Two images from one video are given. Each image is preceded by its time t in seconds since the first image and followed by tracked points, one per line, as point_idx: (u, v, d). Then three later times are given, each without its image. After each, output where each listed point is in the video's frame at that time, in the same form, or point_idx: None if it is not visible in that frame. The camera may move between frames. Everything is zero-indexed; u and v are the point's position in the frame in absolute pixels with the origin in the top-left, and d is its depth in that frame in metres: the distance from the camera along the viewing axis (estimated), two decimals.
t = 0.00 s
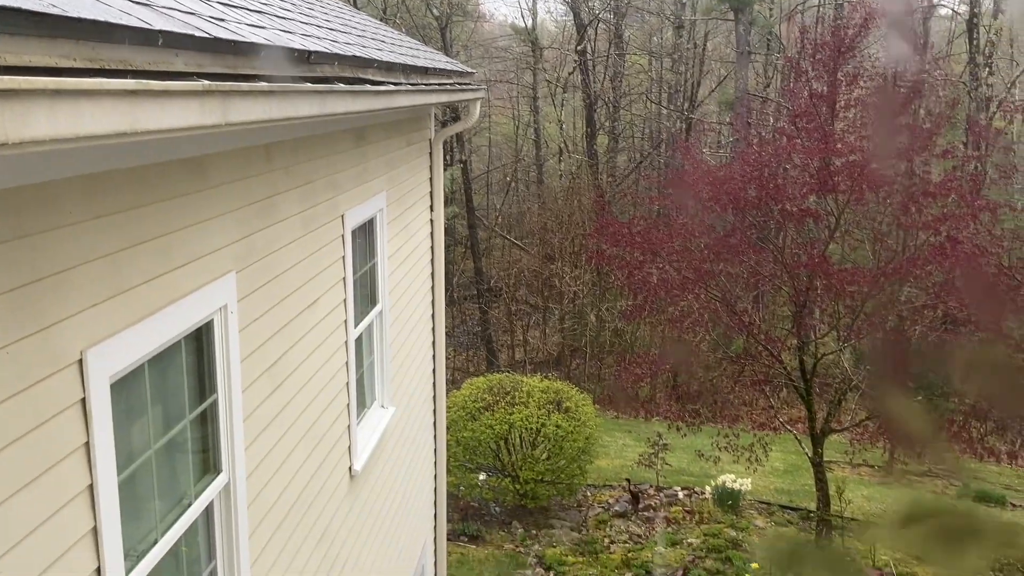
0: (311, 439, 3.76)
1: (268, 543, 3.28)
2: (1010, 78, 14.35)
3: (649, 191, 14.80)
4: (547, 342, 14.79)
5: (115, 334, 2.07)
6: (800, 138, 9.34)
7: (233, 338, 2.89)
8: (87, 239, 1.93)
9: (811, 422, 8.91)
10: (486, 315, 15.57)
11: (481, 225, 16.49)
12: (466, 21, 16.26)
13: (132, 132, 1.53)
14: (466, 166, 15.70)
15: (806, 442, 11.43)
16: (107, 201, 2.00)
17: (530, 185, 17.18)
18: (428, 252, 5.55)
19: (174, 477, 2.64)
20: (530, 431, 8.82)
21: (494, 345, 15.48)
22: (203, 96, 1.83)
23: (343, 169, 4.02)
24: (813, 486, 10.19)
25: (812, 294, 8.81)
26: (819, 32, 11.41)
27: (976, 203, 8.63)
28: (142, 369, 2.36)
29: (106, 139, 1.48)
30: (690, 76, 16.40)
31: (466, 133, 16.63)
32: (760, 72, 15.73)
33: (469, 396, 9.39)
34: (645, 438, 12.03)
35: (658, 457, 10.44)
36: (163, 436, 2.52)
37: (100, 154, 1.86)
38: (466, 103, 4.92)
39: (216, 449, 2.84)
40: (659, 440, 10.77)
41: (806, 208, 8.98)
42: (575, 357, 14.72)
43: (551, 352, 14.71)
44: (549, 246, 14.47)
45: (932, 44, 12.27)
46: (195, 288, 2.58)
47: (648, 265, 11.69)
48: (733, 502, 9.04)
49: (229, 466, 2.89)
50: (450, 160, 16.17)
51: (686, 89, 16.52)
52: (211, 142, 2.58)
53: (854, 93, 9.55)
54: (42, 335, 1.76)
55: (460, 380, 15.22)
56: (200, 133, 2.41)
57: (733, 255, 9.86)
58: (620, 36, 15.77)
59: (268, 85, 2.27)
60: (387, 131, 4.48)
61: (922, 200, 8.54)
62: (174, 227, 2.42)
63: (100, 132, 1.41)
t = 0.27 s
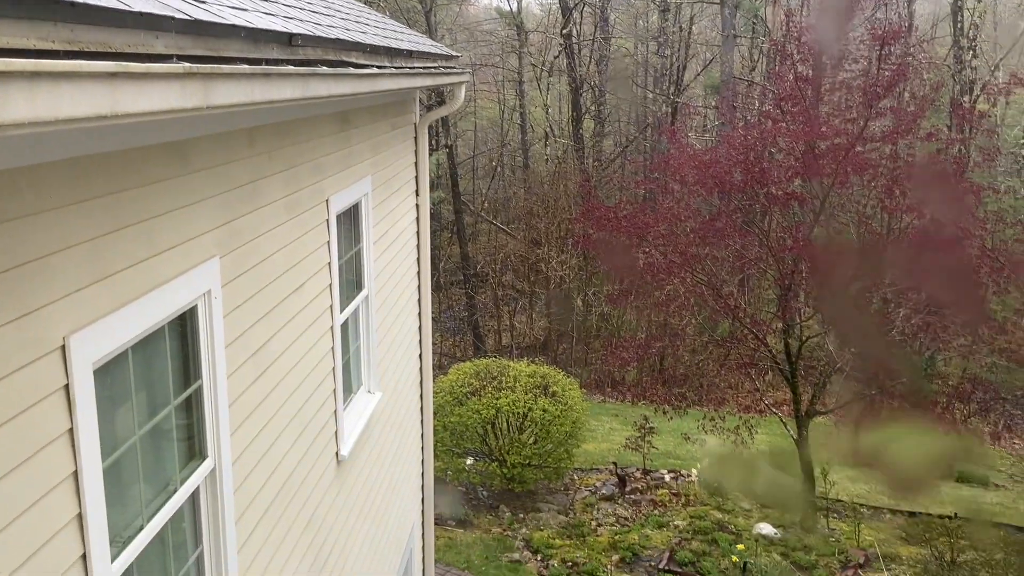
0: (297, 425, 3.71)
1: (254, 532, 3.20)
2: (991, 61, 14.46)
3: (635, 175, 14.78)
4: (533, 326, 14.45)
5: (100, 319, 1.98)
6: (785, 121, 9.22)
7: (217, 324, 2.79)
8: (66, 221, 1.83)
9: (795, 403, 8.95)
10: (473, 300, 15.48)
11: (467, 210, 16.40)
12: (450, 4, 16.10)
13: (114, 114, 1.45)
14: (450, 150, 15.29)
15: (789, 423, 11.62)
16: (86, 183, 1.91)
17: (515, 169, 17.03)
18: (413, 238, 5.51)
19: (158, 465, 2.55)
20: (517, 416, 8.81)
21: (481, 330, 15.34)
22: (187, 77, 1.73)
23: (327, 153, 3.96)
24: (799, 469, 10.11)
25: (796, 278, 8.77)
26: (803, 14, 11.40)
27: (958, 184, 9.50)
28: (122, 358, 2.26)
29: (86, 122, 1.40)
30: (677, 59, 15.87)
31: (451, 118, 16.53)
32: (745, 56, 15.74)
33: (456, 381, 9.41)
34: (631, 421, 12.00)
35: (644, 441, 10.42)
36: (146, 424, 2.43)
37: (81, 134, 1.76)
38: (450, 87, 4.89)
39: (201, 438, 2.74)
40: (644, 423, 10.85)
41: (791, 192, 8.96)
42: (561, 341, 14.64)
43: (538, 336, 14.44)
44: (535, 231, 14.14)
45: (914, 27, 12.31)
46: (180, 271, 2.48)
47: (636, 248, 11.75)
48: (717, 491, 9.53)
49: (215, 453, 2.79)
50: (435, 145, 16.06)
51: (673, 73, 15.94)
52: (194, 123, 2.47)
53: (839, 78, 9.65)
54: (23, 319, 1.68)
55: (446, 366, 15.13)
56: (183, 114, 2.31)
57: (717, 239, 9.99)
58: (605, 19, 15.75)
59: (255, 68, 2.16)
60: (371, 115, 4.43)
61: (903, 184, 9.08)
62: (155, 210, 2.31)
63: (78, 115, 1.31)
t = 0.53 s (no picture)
0: (285, 412, 3.69)
1: (243, 519, 3.19)
2: (974, 45, 14.54)
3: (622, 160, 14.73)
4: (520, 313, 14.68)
5: (83, 307, 1.96)
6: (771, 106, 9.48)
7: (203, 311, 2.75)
8: (48, 208, 1.80)
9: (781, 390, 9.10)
10: (461, 286, 15.37)
11: (454, 196, 16.27)
12: None
13: (94, 98, 1.43)
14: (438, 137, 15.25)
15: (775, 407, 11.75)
16: (68, 170, 1.87)
17: (503, 156, 16.75)
18: (400, 225, 5.49)
19: (146, 454, 2.52)
20: (505, 402, 8.81)
21: (469, 316, 15.33)
22: (168, 63, 1.70)
23: (312, 139, 3.92)
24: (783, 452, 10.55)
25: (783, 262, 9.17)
26: None
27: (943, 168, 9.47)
28: (107, 346, 2.22)
29: (65, 106, 1.38)
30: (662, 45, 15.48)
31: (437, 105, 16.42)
32: (731, 41, 15.73)
33: (443, 367, 9.42)
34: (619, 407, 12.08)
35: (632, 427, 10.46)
36: (133, 412, 2.40)
37: (62, 119, 1.72)
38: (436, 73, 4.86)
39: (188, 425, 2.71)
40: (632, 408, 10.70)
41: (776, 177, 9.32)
42: (549, 327, 14.55)
43: (525, 322, 14.62)
44: (523, 217, 14.24)
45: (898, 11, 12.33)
46: (165, 259, 2.45)
47: (621, 236, 11.63)
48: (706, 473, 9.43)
49: (202, 440, 2.76)
50: (421, 131, 15.92)
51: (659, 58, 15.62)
52: (177, 108, 2.42)
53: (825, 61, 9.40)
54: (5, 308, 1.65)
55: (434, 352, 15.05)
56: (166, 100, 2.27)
57: (704, 223, 9.74)
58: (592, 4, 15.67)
59: (237, 52, 2.13)
60: (355, 101, 4.40)
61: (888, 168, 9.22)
62: (139, 196, 2.27)
63: (56, 100, 1.29)
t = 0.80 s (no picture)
0: (272, 401, 3.67)
1: (232, 506, 3.18)
2: (960, 31, 14.56)
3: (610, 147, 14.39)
4: (510, 300, 14.25)
5: (67, 296, 1.93)
6: (759, 92, 9.80)
7: (190, 299, 2.72)
8: (30, 196, 1.77)
9: (769, 372, 9.02)
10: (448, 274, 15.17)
11: (441, 183, 16.13)
12: None
13: (75, 84, 1.40)
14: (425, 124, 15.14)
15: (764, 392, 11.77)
16: (49, 158, 1.85)
17: (490, 143, 16.70)
18: (387, 212, 5.48)
19: (133, 443, 2.50)
20: (494, 388, 8.83)
21: (457, 304, 15.11)
22: (151, 47, 1.67)
23: (297, 126, 3.89)
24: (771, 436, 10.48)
25: (769, 245, 9.65)
26: None
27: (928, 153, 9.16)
28: (91, 335, 2.20)
29: (43, 93, 1.35)
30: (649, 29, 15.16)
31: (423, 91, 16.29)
32: (719, 27, 15.67)
33: (432, 355, 9.38)
34: (608, 393, 12.02)
35: (621, 412, 10.50)
36: (119, 401, 2.39)
37: (43, 106, 1.70)
38: (423, 59, 4.84)
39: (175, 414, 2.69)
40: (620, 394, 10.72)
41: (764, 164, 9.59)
42: (537, 315, 14.23)
43: (514, 309, 14.21)
44: (509, 203, 14.01)
45: None
46: (150, 247, 2.42)
47: (608, 222, 11.02)
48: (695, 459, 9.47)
49: (189, 428, 2.74)
50: (408, 118, 15.78)
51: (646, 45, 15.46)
52: (161, 93, 2.39)
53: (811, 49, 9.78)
54: None
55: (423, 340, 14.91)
56: (149, 87, 2.24)
57: (692, 210, 9.73)
58: None
59: (223, 37, 2.08)
60: (341, 87, 4.37)
61: (875, 153, 9.16)
62: (123, 184, 2.24)
63: (37, 87, 1.27)
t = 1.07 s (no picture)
0: (262, 390, 3.67)
1: (221, 496, 3.16)
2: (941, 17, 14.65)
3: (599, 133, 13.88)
4: (498, 289, 13.94)
5: (53, 287, 1.92)
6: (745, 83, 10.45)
7: (178, 289, 2.71)
8: (14, 186, 1.75)
9: (757, 359, 8.89)
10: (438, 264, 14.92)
11: (429, 172, 16.03)
12: None
13: (58, 72, 1.39)
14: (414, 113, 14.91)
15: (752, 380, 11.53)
16: (34, 148, 1.82)
17: (478, 131, 16.92)
18: (376, 201, 5.48)
19: (123, 434, 2.49)
20: (484, 376, 8.84)
21: (446, 293, 14.91)
22: (135, 36, 1.66)
23: (284, 115, 3.87)
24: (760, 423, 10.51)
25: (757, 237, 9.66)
26: None
27: (915, 140, 9.39)
28: (78, 326, 2.18)
29: (28, 81, 1.34)
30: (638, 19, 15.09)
31: (410, 80, 16.10)
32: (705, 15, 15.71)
33: (422, 344, 9.36)
34: (597, 381, 11.87)
35: (611, 400, 10.57)
36: (108, 391, 2.38)
37: (26, 94, 1.68)
38: (410, 47, 4.83)
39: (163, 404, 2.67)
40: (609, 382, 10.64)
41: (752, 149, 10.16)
42: (526, 304, 13.89)
43: (503, 298, 13.89)
44: (497, 192, 13.75)
45: None
46: (137, 237, 2.41)
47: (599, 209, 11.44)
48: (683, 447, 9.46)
49: (178, 418, 2.73)
50: (396, 106, 15.59)
51: (634, 32, 15.28)
52: (147, 82, 2.38)
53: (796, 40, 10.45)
54: None
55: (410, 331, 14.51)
56: (133, 76, 2.22)
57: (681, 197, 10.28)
58: None
59: (208, 25, 2.06)
60: (328, 76, 4.35)
61: (864, 140, 9.39)
62: (108, 174, 2.21)
63: (20, 74, 1.26)
